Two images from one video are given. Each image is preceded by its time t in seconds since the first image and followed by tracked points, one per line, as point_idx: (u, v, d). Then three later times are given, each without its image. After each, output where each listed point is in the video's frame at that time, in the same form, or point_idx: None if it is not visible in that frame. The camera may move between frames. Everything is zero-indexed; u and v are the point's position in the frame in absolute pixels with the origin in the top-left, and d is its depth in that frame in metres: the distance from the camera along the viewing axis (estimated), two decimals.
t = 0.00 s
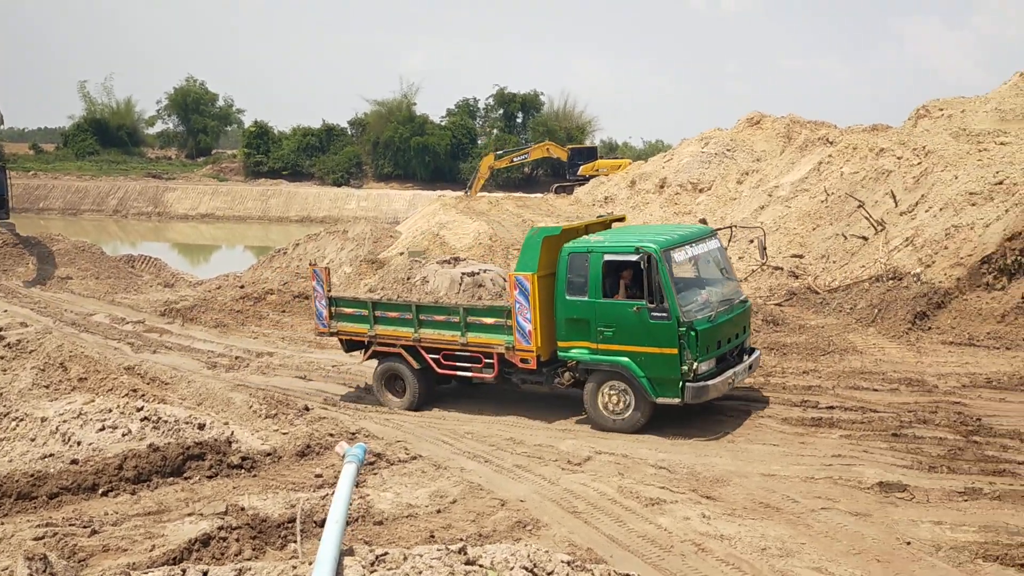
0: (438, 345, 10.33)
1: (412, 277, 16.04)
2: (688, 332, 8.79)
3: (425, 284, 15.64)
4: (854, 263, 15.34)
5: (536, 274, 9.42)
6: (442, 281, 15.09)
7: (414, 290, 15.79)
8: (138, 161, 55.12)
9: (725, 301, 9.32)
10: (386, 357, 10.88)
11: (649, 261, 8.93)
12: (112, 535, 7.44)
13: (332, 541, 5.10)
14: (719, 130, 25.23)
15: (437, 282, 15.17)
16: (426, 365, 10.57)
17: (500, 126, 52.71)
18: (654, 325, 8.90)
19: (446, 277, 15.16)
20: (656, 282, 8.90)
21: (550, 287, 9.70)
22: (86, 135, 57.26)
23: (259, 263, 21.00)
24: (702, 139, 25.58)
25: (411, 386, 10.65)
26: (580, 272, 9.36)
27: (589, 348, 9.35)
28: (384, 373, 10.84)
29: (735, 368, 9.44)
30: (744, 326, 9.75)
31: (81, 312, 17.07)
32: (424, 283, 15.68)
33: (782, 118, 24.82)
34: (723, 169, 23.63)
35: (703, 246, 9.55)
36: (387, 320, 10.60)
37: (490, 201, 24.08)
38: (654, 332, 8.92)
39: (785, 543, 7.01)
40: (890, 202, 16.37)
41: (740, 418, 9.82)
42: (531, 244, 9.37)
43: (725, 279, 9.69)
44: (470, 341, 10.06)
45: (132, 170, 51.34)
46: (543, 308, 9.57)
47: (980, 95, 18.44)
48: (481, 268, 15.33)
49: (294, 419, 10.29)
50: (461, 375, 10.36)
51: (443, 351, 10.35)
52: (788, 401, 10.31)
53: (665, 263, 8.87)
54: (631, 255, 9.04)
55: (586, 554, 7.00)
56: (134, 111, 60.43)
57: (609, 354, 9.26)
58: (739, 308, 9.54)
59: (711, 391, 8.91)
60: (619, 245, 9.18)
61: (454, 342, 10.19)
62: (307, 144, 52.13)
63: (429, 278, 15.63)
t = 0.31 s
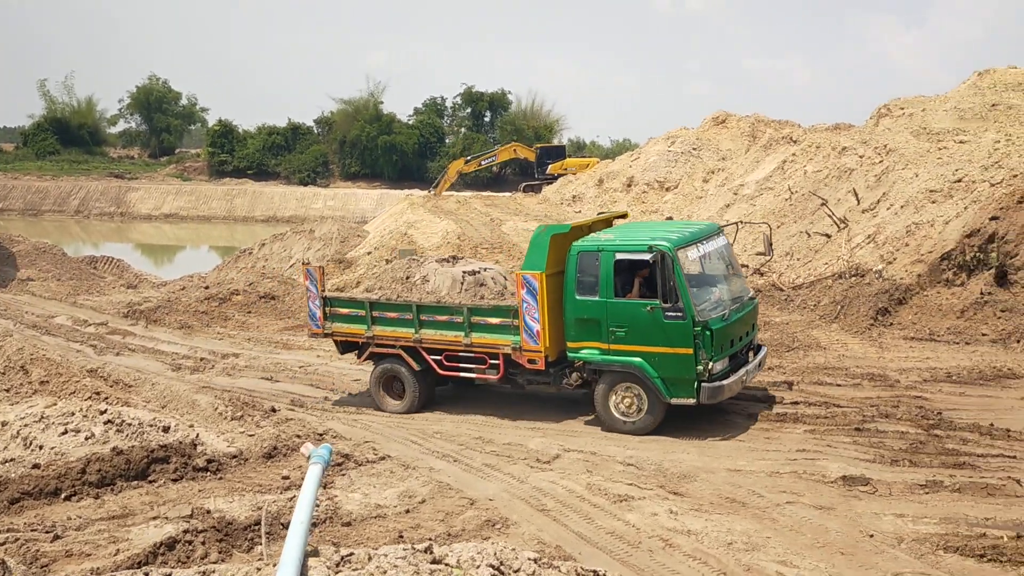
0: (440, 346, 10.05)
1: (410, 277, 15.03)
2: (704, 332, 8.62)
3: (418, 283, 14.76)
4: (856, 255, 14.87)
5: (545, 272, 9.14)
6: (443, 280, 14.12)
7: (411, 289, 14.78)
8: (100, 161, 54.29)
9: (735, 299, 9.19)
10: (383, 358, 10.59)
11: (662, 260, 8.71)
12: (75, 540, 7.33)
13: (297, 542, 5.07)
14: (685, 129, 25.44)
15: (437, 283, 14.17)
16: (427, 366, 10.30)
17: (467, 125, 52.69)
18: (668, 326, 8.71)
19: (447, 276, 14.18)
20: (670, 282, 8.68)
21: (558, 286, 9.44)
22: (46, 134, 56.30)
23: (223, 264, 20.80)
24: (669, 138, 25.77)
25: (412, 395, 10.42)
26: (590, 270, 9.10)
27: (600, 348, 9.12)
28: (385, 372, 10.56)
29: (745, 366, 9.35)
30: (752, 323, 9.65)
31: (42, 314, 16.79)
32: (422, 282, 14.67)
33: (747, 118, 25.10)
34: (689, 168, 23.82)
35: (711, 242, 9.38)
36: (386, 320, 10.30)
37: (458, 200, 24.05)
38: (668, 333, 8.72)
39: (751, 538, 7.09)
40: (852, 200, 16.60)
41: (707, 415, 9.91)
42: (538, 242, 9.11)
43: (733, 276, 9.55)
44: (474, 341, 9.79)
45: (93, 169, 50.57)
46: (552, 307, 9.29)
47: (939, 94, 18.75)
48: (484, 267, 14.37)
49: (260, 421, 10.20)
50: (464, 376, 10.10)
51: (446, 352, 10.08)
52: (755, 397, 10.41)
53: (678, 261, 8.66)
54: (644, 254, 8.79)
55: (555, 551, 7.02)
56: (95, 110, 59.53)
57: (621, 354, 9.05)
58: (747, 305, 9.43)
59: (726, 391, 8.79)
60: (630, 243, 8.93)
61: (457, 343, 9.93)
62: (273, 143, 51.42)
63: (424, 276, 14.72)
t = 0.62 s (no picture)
0: (433, 345, 9.88)
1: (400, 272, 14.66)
2: (707, 327, 8.63)
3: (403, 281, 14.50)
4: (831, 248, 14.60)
5: (544, 269, 9.07)
6: (436, 279, 13.87)
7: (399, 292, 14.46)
8: (51, 160, 53.12)
9: (734, 295, 9.22)
10: (373, 358, 10.38)
11: (665, 255, 8.71)
12: (27, 546, 7.17)
13: (253, 545, 5.02)
14: (644, 128, 25.65)
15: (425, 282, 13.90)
16: (418, 366, 10.12)
17: (426, 123, 52.53)
18: (671, 322, 8.69)
19: (440, 276, 13.89)
20: (673, 277, 8.68)
21: (557, 283, 9.36)
22: None
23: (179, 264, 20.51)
24: (627, 137, 25.95)
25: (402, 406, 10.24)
26: (591, 267, 9.04)
27: (602, 346, 9.04)
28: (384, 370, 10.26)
29: (744, 362, 9.38)
30: (750, 320, 9.69)
31: None
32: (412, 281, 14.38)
33: (705, 117, 25.37)
34: (648, 167, 24.00)
35: (711, 239, 9.40)
36: (376, 320, 10.09)
37: (418, 199, 23.97)
38: (672, 329, 8.71)
39: (709, 532, 7.16)
40: (807, 197, 16.88)
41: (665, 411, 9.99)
42: (538, 238, 9.05)
43: (731, 273, 9.58)
44: (470, 340, 9.63)
45: (43, 168, 49.48)
46: (550, 305, 9.22)
47: (891, 94, 19.12)
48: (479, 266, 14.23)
49: (217, 422, 10.08)
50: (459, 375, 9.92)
51: (440, 351, 9.90)
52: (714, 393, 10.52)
53: (681, 257, 8.66)
54: (647, 250, 8.77)
55: (516, 549, 7.03)
56: (45, 107, 58.26)
57: (623, 352, 8.98)
58: (746, 302, 9.47)
59: (729, 386, 8.81)
60: (631, 239, 8.91)
61: (451, 342, 9.76)
62: (228, 141, 50.97)
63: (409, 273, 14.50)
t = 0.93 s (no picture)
0: (427, 341, 9.72)
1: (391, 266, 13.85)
2: (712, 320, 8.59)
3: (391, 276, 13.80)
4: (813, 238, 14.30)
5: (543, 262, 8.96)
6: (428, 274, 13.06)
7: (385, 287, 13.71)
8: None
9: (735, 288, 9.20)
10: (362, 355, 10.21)
11: (668, 247, 8.66)
12: None
13: (204, 549, 4.85)
14: (600, 123, 25.73)
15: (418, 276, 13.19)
16: (410, 364, 9.95)
17: (382, 118, 52.16)
18: (675, 314, 8.62)
19: (432, 269, 13.16)
20: (676, 268, 8.62)
21: (555, 276, 9.25)
22: None
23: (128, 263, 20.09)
24: (584, 132, 26.01)
25: (389, 413, 10.11)
26: (592, 260, 8.93)
27: (604, 340, 8.94)
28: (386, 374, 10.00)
29: (744, 355, 9.36)
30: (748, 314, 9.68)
31: None
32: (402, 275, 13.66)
33: (660, 112, 25.52)
34: (604, 162, 24.08)
35: (712, 231, 9.37)
36: (368, 316, 9.91)
37: (373, 195, 23.77)
38: (675, 321, 8.64)
39: (667, 525, 7.19)
40: (762, 192, 17.06)
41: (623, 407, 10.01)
42: (537, 231, 8.95)
43: (731, 266, 9.56)
44: (465, 336, 9.51)
45: None
46: (548, 299, 9.12)
47: (842, 89, 19.39)
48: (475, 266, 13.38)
49: (168, 424, 9.86)
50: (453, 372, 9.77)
51: (433, 347, 9.75)
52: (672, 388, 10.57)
53: (686, 248, 8.61)
54: (651, 241, 8.71)
55: (475, 547, 6.98)
56: None
57: (625, 346, 8.88)
58: (745, 295, 9.46)
59: (733, 379, 8.77)
60: (634, 231, 8.83)
61: (445, 338, 9.62)
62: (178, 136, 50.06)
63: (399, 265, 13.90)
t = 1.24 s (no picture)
0: (416, 337, 9.53)
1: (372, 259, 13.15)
2: (710, 310, 8.66)
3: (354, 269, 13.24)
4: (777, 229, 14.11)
5: (538, 253, 8.88)
6: (416, 267, 12.48)
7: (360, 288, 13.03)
8: None
9: (729, 279, 9.28)
10: (346, 352, 9.95)
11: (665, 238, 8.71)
12: None
13: (141, 551, 4.75)
14: (544, 119, 25.86)
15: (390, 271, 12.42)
16: (398, 360, 9.76)
17: (324, 113, 51.63)
18: (673, 305, 8.67)
19: (419, 263, 12.58)
20: (674, 259, 8.67)
21: (548, 268, 9.19)
22: None
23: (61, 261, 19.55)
24: (528, 128, 26.10)
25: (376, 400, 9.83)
26: (589, 251, 8.95)
27: (600, 332, 8.96)
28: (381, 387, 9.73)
29: (738, 346, 9.45)
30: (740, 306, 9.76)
31: None
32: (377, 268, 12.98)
33: (603, 108, 25.73)
34: (548, 157, 24.19)
35: (706, 222, 9.45)
36: (353, 311, 9.67)
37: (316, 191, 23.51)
38: (673, 312, 8.68)
39: (612, 518, 7.25)
40: (703, 187, 17.32)
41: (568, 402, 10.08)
42: (531, 223, 8.87)
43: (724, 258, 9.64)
44: (457, 330, 9.35)
45: None
46: (543, 291, 9.03)
47: (780, 86, 19.77)
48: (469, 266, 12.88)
49: (105, 426, 9.62)
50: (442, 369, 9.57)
51: (422, 343, 9.56)
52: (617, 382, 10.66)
53: (683, 239, 8.67)
54: (648, 232, 8.75)
55: (421, 544, 6.95)
56: None
57: (622, 338, 8.91)
58: (739, 286, 9.54)
59: (730, 369, 8.83)
60: (631, 222, 8.86)
61: (436, 333, 9.43)
62: (113, 131, 48.84)
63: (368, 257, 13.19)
